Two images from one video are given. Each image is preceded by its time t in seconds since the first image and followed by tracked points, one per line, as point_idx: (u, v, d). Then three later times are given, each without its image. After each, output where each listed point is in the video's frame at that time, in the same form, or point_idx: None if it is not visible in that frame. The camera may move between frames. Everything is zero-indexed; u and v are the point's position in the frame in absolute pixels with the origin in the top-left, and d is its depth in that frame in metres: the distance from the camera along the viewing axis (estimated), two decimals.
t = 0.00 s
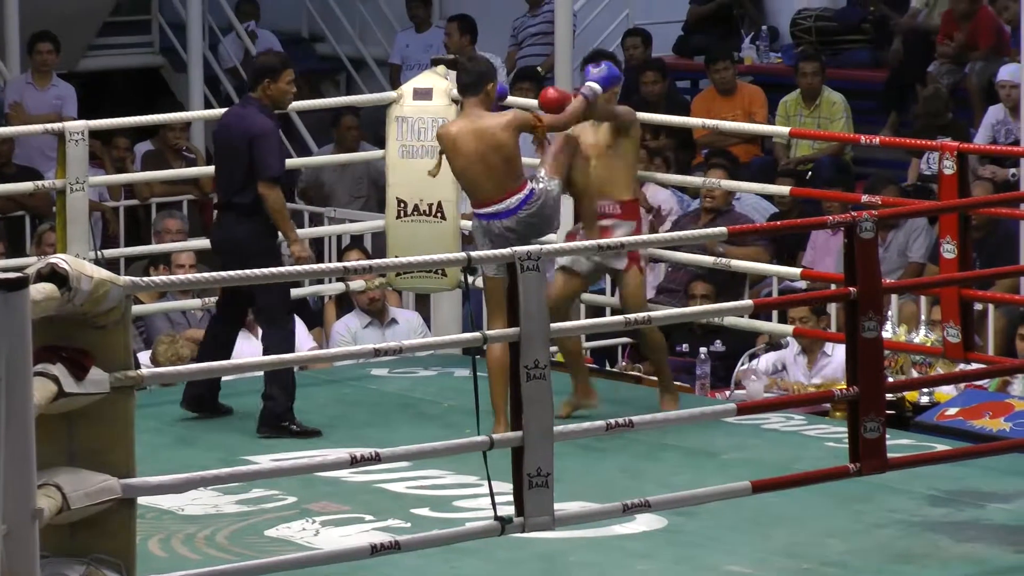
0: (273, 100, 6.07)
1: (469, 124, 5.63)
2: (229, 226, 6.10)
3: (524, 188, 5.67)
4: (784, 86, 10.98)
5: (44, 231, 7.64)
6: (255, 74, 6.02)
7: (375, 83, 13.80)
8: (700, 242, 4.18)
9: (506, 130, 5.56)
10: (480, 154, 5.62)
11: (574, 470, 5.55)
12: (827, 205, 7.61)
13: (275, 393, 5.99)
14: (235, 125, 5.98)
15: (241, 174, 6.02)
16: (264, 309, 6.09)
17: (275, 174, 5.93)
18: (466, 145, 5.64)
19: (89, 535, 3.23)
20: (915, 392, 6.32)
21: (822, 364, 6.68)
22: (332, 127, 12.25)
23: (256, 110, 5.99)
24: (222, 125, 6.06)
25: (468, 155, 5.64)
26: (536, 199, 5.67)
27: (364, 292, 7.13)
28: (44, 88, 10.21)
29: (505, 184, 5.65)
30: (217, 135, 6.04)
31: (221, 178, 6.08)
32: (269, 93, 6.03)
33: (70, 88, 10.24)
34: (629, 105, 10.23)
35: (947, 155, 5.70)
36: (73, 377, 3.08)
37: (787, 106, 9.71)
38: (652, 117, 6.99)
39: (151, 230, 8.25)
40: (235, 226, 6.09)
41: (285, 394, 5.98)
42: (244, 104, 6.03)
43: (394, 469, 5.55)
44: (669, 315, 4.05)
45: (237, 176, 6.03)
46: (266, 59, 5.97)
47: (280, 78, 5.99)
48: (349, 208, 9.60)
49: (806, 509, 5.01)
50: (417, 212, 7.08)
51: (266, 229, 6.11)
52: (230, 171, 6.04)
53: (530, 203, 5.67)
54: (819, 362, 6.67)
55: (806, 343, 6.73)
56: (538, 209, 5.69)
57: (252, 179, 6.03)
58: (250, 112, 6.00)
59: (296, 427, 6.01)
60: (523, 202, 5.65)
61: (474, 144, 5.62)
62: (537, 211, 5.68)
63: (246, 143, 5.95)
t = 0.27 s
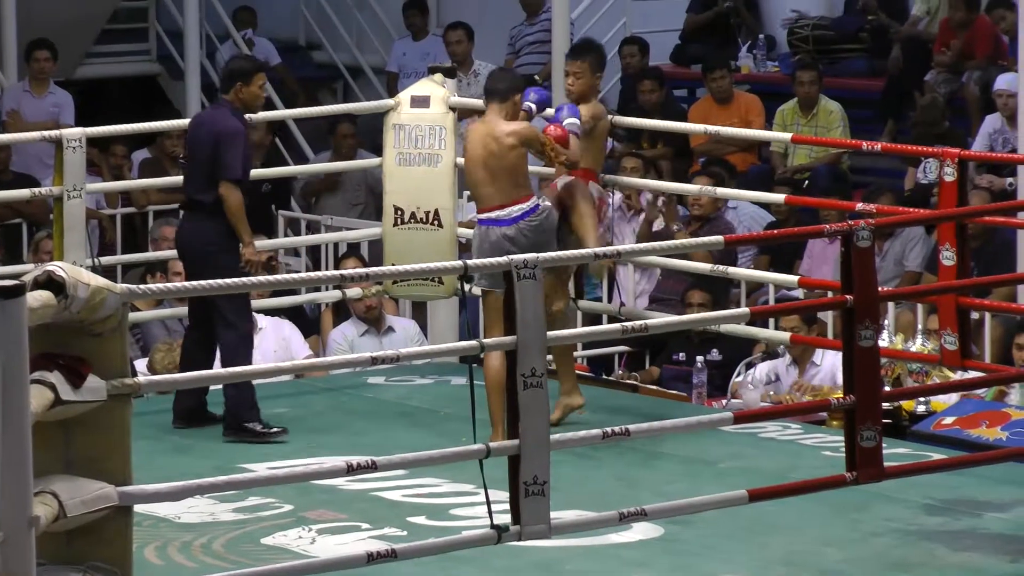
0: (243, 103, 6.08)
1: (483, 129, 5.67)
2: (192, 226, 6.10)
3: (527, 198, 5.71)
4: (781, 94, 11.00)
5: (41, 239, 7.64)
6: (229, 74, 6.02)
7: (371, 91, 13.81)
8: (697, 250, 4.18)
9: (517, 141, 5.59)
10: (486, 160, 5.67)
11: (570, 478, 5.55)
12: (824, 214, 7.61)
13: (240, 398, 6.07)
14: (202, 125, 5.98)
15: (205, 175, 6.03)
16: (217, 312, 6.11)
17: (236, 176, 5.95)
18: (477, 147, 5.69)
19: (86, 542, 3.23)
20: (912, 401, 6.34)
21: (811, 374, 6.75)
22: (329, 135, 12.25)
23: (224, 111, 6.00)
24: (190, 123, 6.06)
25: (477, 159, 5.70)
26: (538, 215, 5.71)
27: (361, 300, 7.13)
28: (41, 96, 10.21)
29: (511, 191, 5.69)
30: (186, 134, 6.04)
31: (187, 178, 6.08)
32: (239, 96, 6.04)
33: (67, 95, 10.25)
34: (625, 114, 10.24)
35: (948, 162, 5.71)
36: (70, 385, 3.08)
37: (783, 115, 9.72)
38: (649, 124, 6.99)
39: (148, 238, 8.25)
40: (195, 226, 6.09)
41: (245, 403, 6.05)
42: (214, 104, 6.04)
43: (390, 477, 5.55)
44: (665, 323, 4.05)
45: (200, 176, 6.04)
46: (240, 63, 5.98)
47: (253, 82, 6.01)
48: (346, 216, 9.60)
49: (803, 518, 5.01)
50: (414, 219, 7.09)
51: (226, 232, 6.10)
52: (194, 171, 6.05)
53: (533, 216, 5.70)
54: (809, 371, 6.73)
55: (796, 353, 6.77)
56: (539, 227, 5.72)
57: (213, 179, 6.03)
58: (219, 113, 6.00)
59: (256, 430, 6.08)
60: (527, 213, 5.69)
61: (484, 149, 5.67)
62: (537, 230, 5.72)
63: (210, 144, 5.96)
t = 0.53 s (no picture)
0: (224, 107, 6.12)
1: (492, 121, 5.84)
2: (172, 230, 6.04)
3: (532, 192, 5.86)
4: (778, 100, 11.01)
5: (38, 243, 7.64)
6: (206, 78, 6.08)
7: (369, 96, 13.81)
8: (694, 256, 4.18)
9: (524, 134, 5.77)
10: (495, 151, 5.83)
11: (567, 484, 5.55)
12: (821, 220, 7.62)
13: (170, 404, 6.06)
14: (181, 129, 6.01)
15: (185, 179, 6.02)
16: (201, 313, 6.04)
17: (216, 177, 5.93)
18: (486, 139, 5.86)
19: (82, 546, 3.23)
20: (908, 408, 6.35)
21: (801, 382, 6.73)
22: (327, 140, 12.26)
23: (202, 115, 6.01)
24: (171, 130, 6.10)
25: (485, 149, 5.86)
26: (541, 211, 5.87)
27: (358, 305, 7.14)
28: (39, 100, 10.22)
29: (518, 183, 5.83)
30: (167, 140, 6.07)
31: (166, 182, 6.07)
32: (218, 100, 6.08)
33: (65, 100, 10.26)
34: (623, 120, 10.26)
35: (943, 170, 5.72)
36: (67, 389, 3.08)
37: (781, 122, 9.73)
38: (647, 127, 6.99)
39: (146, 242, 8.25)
40: (177, 229, 6.03)
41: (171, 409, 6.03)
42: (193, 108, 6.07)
43: (387, 482, 5.55)
44: (662, 329, 4.06)
45: (180, 180, 6.02)
46: (216, 66, 6.04)
47: (229, 84, 6.05)
48: (344, 221, 9.60)
49: (799, 525, 5.01)
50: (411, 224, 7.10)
51: (208, 234, 6.05)
52: (175, 175, 6.04)
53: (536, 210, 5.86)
54: (799, 380, 6.72)
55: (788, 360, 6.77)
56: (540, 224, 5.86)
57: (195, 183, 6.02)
58: (197, 117, 6.02)
59: (171, 437, 6.03)
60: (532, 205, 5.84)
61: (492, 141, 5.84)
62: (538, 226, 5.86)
63: (188, 147, 5.98)
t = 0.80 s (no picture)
0: (212, 120, 5.96)
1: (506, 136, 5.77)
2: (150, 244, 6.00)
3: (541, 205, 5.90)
4: (774, 105, 11.03)
5: (34, 250, 7.65)
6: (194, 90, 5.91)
7: (365, 102, 13.82)
8: (689, 263, 4.19)
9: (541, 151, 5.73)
10: (508, 167, 5.79)
11: (564, 489, 5.55)
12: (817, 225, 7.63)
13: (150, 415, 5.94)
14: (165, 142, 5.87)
15: (166, 193, 5.91)
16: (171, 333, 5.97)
17: (192, 197, 5.80)
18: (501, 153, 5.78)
19: (78, 553, 3.23)
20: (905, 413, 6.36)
21: (795, 387, 6.74)
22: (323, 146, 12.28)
23: (188, 129, 5.87)
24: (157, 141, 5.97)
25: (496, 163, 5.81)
26: (542, 228, 5.92)
27: (355, 311, 7.14)
28: (34, 106, 10.23)
29: (526, 198, 5.86)
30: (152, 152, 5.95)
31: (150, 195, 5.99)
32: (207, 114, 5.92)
33: (61, 106, 10.26)
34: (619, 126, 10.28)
35: (942, 177, 5.71)
36: (62, 396, 3.08)
37: (777, 127, 9.74)
38: (645, 135, 7.00)
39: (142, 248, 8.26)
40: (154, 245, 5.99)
41: (148, 424, 5.89)
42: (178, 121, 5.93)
43: (383, 488, 5.55)
44: (658, 335, 4.06)
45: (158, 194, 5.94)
46: (206, 79, 5.87)
47: (218, 99, 5.90)
48: (340, 226, 9.61)
49: (796, 530, 5.01)
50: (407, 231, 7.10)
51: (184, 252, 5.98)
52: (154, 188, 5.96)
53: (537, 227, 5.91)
54: (794, 386, 6.73)
55: (783, 366, 6.78)
56: (537, 240, 5.92)
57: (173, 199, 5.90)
58: (181, 130, 5.88)
59: (152, 449, 5.93)
60: (533, 221, 5.89)
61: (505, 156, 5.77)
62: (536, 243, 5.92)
63: (167, 162, 5.85)
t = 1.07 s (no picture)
0: (201, 129, 5.96)
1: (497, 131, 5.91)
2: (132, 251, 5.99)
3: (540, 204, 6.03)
4: (768, 111, 11.04)
5: (28, 256, 7.64)
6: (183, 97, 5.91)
7: (360, 108, 13.82)
8: (684, 268, 4.19)
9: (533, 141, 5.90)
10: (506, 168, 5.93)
11: (560, 494, 5.55)
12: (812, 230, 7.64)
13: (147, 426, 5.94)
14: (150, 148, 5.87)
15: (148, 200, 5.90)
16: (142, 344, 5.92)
17: (171, 205, 5.78)
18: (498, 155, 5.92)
19: (74, 559, 3.23)
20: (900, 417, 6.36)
21: (791, 393, 6.73)
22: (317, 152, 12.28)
23: (173, 137, 5.86)
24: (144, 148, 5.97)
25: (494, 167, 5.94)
26: (539, 228, 6.00)
27: (350, 316, 7.14)
28: (28, 113, 10.23)
29: (524, 198, 5.98)
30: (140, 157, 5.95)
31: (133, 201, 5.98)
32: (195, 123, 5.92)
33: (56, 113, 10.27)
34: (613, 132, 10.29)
35: (933, 183, 5.74)
36: (58, 402, 3.08)
37: (771, 132, 9.75)
38: (639, 141, 7.00)
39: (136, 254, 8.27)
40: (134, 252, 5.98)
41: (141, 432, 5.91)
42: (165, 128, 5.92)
43: (379, 494, 5.55)
44: (653, 340, 4.06)
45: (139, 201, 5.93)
46: (196, 86, 5.87)
47: (206, 108, 5.89)
48: (335, 233, 9.61)
49: (791, 535, 5.02)
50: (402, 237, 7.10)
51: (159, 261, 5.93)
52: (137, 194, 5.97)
53: (535, 226, 6.00)
54: (789, 390, 6.73)
55: (779, 371, 6.80)
56: (534, 240, 6.00)
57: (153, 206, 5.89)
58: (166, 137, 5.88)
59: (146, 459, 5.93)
60: (530, 220, 5.99)
61: (501, 159, 5.91)
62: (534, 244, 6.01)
63: (149, 168, 5.84)
